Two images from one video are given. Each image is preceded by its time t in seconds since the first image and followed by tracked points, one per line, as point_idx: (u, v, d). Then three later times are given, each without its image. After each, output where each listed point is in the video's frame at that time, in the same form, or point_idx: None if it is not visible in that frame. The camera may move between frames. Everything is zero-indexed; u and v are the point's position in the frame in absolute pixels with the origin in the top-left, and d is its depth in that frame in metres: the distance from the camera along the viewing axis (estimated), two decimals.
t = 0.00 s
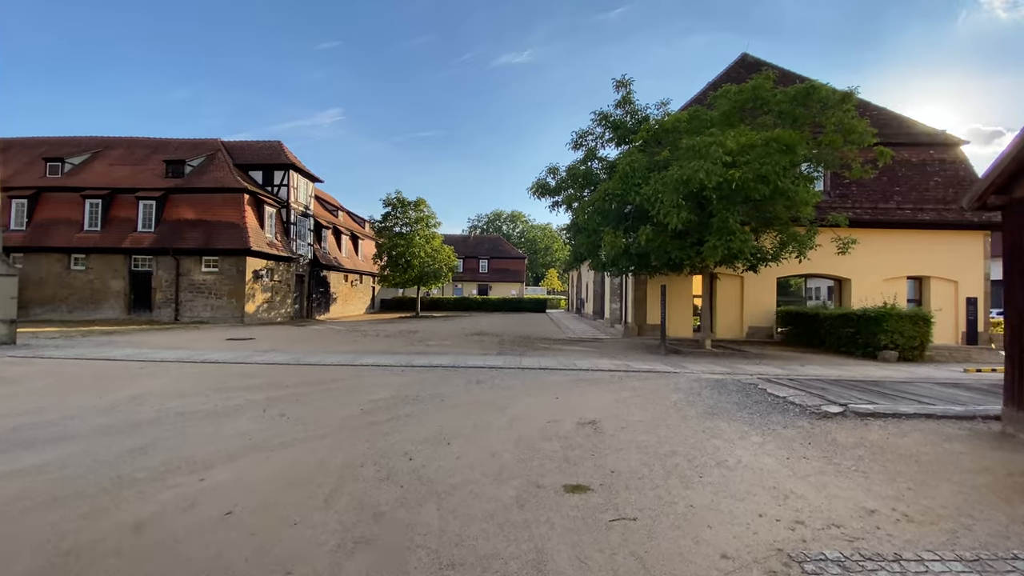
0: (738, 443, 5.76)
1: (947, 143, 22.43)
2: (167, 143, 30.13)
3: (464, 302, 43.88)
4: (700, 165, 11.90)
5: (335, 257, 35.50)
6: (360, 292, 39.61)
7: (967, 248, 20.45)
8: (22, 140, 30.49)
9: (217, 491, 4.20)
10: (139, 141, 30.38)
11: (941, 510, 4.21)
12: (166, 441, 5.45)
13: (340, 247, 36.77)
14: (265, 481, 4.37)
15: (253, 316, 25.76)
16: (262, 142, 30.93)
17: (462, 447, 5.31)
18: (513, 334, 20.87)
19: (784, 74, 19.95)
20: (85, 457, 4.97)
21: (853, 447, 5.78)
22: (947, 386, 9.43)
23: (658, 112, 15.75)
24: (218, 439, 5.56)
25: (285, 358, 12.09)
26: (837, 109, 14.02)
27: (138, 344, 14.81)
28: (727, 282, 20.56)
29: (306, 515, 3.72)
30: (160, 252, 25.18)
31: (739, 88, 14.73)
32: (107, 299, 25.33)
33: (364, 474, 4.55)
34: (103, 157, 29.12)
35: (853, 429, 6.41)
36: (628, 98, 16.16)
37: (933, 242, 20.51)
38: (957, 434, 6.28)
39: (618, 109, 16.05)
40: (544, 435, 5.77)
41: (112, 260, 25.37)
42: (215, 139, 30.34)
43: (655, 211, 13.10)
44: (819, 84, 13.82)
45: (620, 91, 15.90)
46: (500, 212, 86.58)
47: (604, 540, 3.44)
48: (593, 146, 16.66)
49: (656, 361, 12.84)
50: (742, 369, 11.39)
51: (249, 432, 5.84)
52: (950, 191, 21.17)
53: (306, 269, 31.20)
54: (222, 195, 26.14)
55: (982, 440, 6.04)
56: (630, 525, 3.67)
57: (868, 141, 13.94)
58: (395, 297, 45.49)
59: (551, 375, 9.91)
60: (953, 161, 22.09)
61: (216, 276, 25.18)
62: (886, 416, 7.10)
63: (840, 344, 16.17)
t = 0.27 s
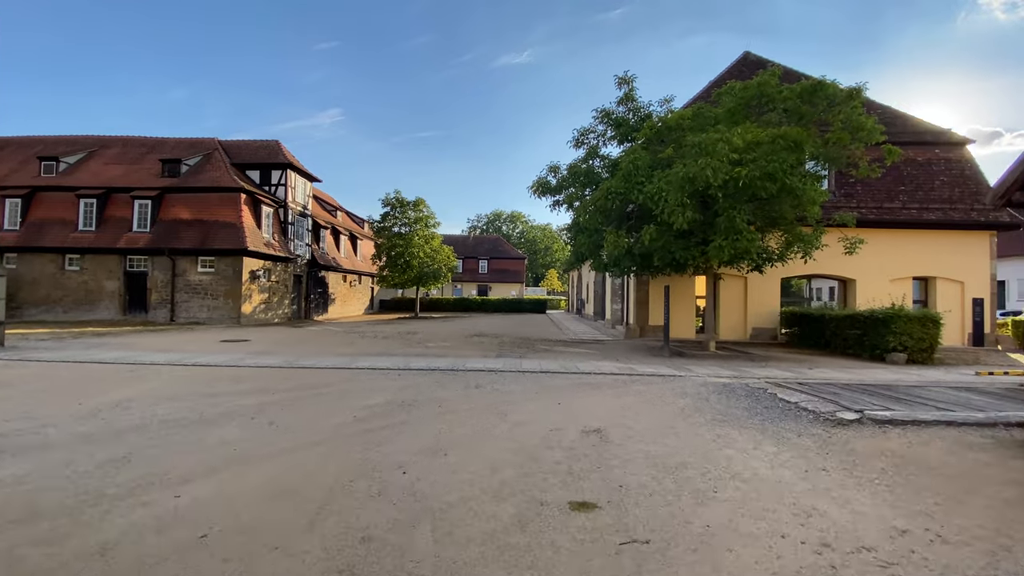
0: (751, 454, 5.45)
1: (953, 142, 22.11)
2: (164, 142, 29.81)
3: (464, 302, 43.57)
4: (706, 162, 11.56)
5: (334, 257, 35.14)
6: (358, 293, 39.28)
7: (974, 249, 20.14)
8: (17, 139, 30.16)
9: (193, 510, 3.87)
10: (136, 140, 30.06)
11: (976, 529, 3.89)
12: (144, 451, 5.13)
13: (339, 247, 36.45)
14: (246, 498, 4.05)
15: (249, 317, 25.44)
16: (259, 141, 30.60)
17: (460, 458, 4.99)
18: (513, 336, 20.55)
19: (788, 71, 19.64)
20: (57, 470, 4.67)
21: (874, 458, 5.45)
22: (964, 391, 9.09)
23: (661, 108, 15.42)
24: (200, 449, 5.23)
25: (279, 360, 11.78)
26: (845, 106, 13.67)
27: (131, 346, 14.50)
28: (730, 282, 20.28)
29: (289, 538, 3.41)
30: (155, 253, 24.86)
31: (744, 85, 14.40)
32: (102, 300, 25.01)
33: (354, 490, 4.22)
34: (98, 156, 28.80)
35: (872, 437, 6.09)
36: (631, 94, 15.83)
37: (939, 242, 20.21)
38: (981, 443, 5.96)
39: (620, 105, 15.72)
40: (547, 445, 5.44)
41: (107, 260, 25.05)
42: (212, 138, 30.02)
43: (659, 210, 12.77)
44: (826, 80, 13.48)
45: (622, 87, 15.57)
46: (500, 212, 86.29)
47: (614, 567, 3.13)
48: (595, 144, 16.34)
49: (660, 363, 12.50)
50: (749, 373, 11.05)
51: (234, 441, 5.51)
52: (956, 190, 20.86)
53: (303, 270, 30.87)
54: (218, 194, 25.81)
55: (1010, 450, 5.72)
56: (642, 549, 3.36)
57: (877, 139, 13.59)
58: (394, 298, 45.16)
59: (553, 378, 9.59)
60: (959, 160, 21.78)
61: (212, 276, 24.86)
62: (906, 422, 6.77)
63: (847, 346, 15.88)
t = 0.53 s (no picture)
0: (770, 465, 5.11)
1: (961, 140, 21.75)
2: (162, 142, 29.54)
3: (465, 303, 43.27)
4: (714, 159, 11.20)
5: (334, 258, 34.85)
6: (359, 293, 38.99)
7: (984, 248, 19.77)
8: (14, 139, 29.90)
9: (168, 532, 3.54)
10: (133, 139, 29.79)
11: None
12: (123, 464, 4.81)
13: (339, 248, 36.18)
14: (226, 518, 3.73)
15: (248, 318, 25.15)
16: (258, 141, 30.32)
17: (459, 471, 4.67)
18: (515, 337, 20.24)
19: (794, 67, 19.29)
20: (27, 485, 4.36)
21: (901, 470, 5.11)
22: (984, 396, 8.75)
23: (666, 105, 15.05)
24: (183, 461, 4.91)
25: (275, 363, 11.47)
26: (857, 101, 13.27)
27: (124, 348, 14.20)
28: (735, 283, 19.94)
29: (269, 566, 3.09)
30: (153, 253, 24.59)
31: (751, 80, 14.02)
32: (99, 301, 24.74)
33: (345, 508, 3.90)
34: (95, 155, 28.53)
35: (896, 447, 5.75)
36: (635, 91, 15.46)
37: (948, 241, 19.83)
38: (1011, 453, 5.63)
39: (624, 102, 15.37)
40: (552, 456, 5.11)
41: (104, 261, 24.78)
42: (210, 138, 29.75)
43: (665, 209, 12.42)
44: (837, 75, 13.09)
45: (626, 83, 15.22)
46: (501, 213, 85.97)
47: None
48: (598, 142, 15.98)
49: (666, 366, 12.16)
50: (759, 376, 10.70)
51: (220, 452, 5.19)
52: (965, 189, 20.49)
53: (303, 270, 30.57)
54: (216, 194, 25.53)
55: None
56: None
57: (889, 135, 13.19)
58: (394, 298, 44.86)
59: (556, 382, 9.26)
60: (968, 158, 21.41)
61: (210, 277, 24.58)
62: (929, 430, 6.44)
63: (857, 348, 15.55)
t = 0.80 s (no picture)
0: (791, 482, 4.77)
1: (971, 138, 21.34)
2: (162, 142, 29.33)
3: (467, 304, 42.97)
4: (723, 157, 10.85)
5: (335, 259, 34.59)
6: (360, 295, 38.71)
7: (995, 249, 19.35)
8: (13, 139, 29.73)
9: (139, 559, 3.23)
10: (133, 139, 29.59)
11: None
12: (99, 479, 4.50)
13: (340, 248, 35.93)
14: (203, 543, 3.41)
15: (247, 319, 24.89)
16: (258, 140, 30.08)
17: (458, 488, 4.34)
18: (517, 339, 19.90)
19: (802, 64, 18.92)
20: None
21: (931, 487, 4.76)
22: (1007, 402, 8.38)
23: (672, 102, 14.70)
24: (164, 475, 4.59)
25: (271, 366, 11.17)
26: (869, 98, 12.88)
27: (119, 350, 13.93)
28: (742, 283, 19.58)
29: None
30: (152, 254, 24.36)
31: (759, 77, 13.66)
32: (98, 302, 24.52)
33: (333, 531, 3.58)
34: (95, 156, 28.33)
35: (923, 460, 5.40)
36: (640, 88, 15.12)
37: (960, 242, 19.42)
38: None
39: (629, 99, 15.03)
40: (557, 470, 4.79)
41: (102, 262, 24.56)
42: (210, 138, 29.53)
43: (672, 208, 12.08)
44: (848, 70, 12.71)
45: (631, 80, 14.88)
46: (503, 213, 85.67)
47: None
48: (602, 140, 15.65)
49: (673, 369, 11.81)
50: (770, 380, 10.34)
51: (203, 465, 4.87)
52: (976, 188, 20.06)
53: (303, 271, 30.30)
54: (216, 194, 25.28)
55: None
56: None
57: (902, 132, 12.80)
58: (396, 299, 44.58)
59: (560, 388, 8.92)
60: (978, 157, 21.01)
61: (209, 278, 24.34)
62: (956, 441, 6.08)
63: (868, 350, 15.19)
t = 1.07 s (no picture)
0: (813, 494, 4.42)
1: (982, 135, 20.92)
2: (162, 141, 29.13)
3: (469, 305, 42.64)
4: (732, 151, 10.49)
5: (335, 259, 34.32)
6: (361, 295, 38.43)
7: (1009, 247, 18.89)
8: (14, 139, 29.60)
9: None
10: (133, 139, 29.41)
11: None
12: (68, 490, 4.18)
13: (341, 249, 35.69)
14: (169, 565, 3.09)
15: (247, 320, 24.64)
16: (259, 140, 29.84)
17: (453, 501, 4.01)
18: (519, 340, 19.56)
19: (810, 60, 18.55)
20: None
21: (964, 500, 4.41)
22: None
23: (677, 97, 14.33)
24: (138, 486, 4.27)
25: (266, 368, 10.87)
26: (882, 91, 12.50)
27: (113, 351, 13.66)
28: (748, 283, 19.19)
29: None
30: (150, 254, 24.13)
31: (766, 71, 13.30)
32: (96, 303, 24.31)
33: (315, 551, 3.25)
34: (94, 155, 28.15)
35: (953, 470, 5.04)
36: (645, 82, 14.77)
37: (972, 240, 18.97)
38: None
39: (633, 95, 14.68)
40: (560, 480, 4.46)
41: (101, 262, 24.35)
42: (210, 137, 29.31)
43: (678, 204, 11.72)
44: (859, 63, 12.34)
45: (635, 75, 14.53)
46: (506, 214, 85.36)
47: None
48: (606, 136, 15.30)
49: (679, 371, 11.45)
50: (781, 383, 9.96)
51: (182, 475, 4.55)
52: (988, 186, 19.64)
53: (304, 271, 30.04)
54: (215, 193, 25.05)
55: None
56: None
57: (916, 126, 12.41)
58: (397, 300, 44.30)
59: (563, 390, 8.59)
60: (989, 154, 20.59)
61: (208, 278, 24.10)
62: (985, 449, 5.72)
63: (880, 352, 14.79)
